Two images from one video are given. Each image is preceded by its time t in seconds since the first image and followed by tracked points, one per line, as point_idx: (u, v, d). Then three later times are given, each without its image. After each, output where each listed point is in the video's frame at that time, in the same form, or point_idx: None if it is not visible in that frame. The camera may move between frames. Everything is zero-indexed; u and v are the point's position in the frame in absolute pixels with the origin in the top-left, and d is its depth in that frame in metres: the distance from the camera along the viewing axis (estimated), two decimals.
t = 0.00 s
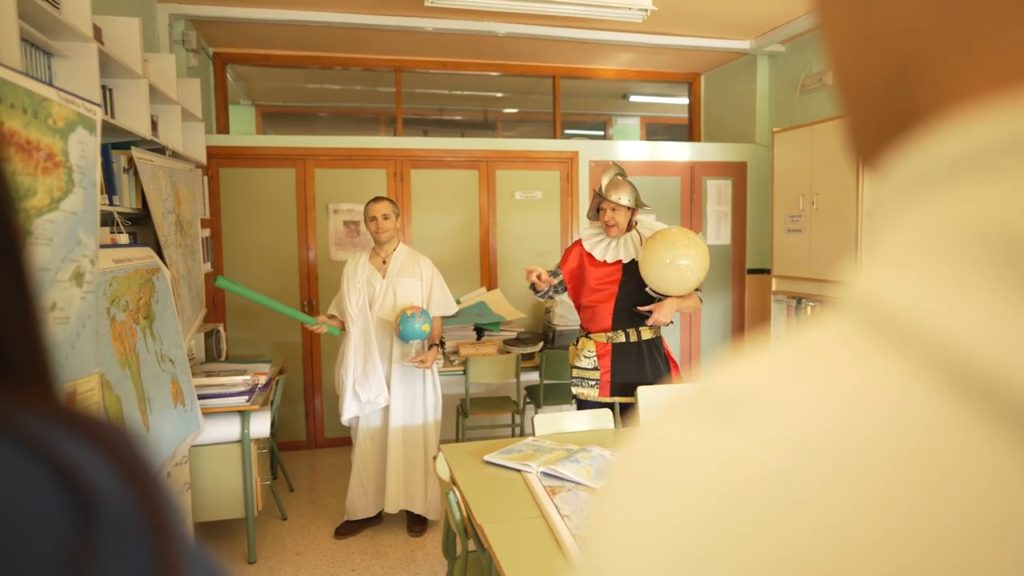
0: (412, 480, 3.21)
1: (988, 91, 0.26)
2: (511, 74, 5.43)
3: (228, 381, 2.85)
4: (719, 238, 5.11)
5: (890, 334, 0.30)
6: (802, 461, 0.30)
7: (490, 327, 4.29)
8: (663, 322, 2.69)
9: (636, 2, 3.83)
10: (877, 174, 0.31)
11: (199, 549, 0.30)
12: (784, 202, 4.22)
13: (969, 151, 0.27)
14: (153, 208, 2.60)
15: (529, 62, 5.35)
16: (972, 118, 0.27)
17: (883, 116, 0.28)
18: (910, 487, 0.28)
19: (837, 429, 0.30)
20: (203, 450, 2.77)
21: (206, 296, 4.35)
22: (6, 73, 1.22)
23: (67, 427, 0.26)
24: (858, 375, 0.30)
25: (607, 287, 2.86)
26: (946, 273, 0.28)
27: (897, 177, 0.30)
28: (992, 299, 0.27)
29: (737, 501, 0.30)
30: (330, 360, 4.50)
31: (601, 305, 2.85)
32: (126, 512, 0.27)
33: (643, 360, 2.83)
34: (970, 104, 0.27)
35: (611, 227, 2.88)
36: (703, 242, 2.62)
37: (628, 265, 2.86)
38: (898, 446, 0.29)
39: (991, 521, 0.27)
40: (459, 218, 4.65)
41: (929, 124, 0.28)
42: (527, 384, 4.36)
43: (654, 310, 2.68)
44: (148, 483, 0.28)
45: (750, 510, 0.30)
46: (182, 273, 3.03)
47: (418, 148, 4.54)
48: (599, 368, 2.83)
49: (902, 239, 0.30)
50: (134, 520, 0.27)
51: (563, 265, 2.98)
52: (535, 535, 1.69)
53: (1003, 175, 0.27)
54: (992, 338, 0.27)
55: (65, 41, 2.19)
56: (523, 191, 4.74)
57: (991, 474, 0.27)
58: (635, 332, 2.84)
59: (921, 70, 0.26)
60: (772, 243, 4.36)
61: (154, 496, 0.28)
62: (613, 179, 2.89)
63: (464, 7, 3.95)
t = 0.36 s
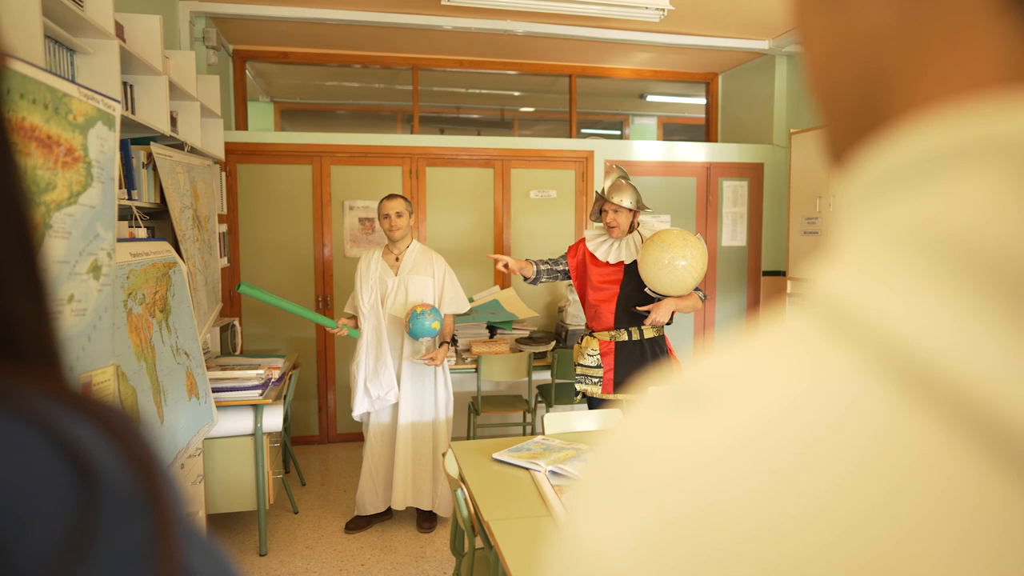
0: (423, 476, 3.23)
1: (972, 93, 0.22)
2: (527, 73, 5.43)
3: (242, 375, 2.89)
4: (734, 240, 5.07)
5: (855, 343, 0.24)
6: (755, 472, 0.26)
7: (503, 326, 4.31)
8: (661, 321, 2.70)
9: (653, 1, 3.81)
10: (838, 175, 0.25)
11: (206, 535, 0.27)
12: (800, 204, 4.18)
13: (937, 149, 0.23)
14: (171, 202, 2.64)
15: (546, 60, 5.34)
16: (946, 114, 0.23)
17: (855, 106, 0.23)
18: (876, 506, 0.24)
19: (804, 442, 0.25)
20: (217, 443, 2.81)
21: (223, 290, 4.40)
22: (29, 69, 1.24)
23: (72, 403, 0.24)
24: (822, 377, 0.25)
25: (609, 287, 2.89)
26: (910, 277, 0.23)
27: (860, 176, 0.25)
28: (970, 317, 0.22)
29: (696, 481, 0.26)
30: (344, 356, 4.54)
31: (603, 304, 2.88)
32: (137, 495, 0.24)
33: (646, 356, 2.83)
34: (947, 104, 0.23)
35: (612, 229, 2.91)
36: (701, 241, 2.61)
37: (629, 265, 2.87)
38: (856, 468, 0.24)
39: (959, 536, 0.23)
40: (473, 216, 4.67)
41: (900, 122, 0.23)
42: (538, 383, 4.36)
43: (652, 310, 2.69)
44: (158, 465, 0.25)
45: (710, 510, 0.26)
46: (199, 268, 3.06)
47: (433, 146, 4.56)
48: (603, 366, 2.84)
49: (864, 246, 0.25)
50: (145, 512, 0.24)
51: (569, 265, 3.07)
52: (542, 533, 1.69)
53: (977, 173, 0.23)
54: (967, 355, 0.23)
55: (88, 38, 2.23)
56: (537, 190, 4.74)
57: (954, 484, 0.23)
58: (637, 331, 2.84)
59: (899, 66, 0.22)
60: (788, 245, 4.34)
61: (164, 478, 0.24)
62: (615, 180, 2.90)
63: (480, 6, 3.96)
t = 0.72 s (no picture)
0: (439, 476, 3.25)
1: (969, 93, 0.26)
2: (546, 73, 5.43)
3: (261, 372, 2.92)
4: (755, 241, 5.03)
5: (853, 338, 0.29)
6: (767, 462, 0.30)
7: (520, 326, 4.31)
8: (682, 323, 2.68)
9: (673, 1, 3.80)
10: (843, 171, 0.30)
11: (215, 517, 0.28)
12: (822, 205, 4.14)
13: (932, 148, 0.27)
14: (193, 202, 2.67)
15: (566, 61, 5.35)
16: (935, 124, 0.27)
17: (860, 105, 0.28)
18: (875, 488, 0.28)
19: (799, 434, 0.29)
20: (237, 439, 2.84)
21: (243, 288, 4.45)
22: (57, 71, 1.26)
23: (87, 389, 0.26)
24: (824, 378, 0.29)
25: (628, 287, 2.87)
26: (910, 275, 0.27)
27: (863, 174, 0.29)
28: (959, 303, 0.26)
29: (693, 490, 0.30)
30: (362, 355, 4.56)
31: (622, 305, 2.87)
32: (148, 478, 0.25)
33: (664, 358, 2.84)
34: (946, 102, 0.27)
35: (629, 233, 2.93)
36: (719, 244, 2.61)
37: (648, 268, 2.87)
38: (857, 445, 0.29)
39: (959, 540, 0.27)
40: (491, 216, 4.67)
41: (901, 121, 0.28)
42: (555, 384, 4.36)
43: (673, 311, 2.68)
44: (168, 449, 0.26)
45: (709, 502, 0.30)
46: (220, 266, 3.10)
47: (452, 146, 4.57)
48: (620, 365, 2.83)
49: (867, 241, 0.29)
50: (156, 497, 0.25)
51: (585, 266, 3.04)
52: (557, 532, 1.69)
53: (973, 174, 0.26)
54: (962, 354, 0.26)
55: (114, 40, 2.27)
56: (555, 190, 4.74)
57: (955, 485, 0.27)
58: (656, 332, 2.84)
59: (903, 66, 0.27)
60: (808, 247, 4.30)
61: (175, 462, 0.26)
62: (630, 185, 2.91)
63: (500, 7, 3.97)
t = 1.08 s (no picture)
0: (453, 475, 3.26)
1: (975, 88, 0.28)
2: (563, 73, 5.43)
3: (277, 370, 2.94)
4: (772, 242, 5.00)
5: (851, 336, 0.29)
6: (767, 467, 0.30)
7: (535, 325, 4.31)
8: (700, 320, 2.69)
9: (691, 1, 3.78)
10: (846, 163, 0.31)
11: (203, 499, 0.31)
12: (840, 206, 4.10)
13: (928, 145, 0.28)
14: (211, 200, 2.70)
15: (583, 61, 5.34)
16: (936, 116, 0.28)
17: (859, 102, 0.29)
18: (875, 486, 0.29)
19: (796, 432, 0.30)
20: (252, 435, 2.87)
21: (261, 286, 4.50)
22: (79, 71, 1.29)
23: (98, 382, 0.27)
24: (824, 378, 0.30)
25: (647, 286, 2.87)
26: (909, 267, 0.28)
27: (864, 168, 0.30)
28: (955, 301, 0.27)
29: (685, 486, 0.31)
30: (377, 354, 4.59)
31: (640, 304, 2.87)
32: (152, 469, 0.28)
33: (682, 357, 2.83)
34: (943, 98, 0.28)
35: (648, 233, 2.89)
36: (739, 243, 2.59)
37: (666, 267, 2.86)
38: (865, 447, 0.29)
39: (958, 540, 0.27)
40: (507, 216, 4.68)
41: (899, 118, 0.29)
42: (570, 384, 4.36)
43: (691, 308, 2.68)
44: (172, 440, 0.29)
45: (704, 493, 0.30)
46: (238, 264, 3.14)
47: (468, 146, 4.58)
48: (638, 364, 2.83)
49: (864, 237, 0.30)
50: (159, 487, 0.28)
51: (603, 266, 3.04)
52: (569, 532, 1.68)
53: (969, 171, 0.27)
54: (953, 349, 0.27)
55: (136, 42, 2.30)
56: (571, 190, 4.74)
57: (956, 485, 0.28)
58: (674, 331, 2.84)
59: (900, 65, 0.28)
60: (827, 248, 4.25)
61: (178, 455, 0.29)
62: (649, 185, 2.88)
63: (517, 7, 3.98)
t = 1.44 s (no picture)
0: (455, 474, 3.25)
1: (974, 88, 0.27)
2: (566, 72, 5.42)
3: (281, 368, 2.94)
4: (775, 241, 4.98)
5: (851, 338, 0.29)
6: (767, 466, 0.30)
7: (538, 325, 4.31)
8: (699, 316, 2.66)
9: None
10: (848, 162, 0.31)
11: (201, 491, 0.31)
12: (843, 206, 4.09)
13: (929, 143, 0.28)
14: (215, 199, 2.71)
15: (586, 60, 5.33)
16: (936, 113, 0.28)
17: (856, 106, 0.30)
18: (874, 486, 0.28)
19: (796, 430, 0.30)
20: (255, 434, 2.88)
21: (263, 286, 4.50)
22: (82, 71, 1.29)
23: (89, 382, 0.28)
24: (825, 379, 0.29)
25: (648, 285, 2.87)
26: (909, 271, 0.28)
27: (860, 166, 0.30)
28: (956, 303, 0.27)
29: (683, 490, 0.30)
30: (380, 353, 4.60)
31: (642, 302, 2.86)
32: (142, 464, 0.28)
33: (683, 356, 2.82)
34: (943, 96, 0.28)
35: (652, 231, 2.89)
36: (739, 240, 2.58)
37: (667, 265, 2.86)
38: (870, 446, 0.29)
39: (958, 540, 0.27)
40: (510, 215, 4.68)
41: (894, 116, 0.29)
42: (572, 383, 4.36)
43: (690, 305, 2.67)
44: (162, 441, 0.29)
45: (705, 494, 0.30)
46: (240, 263, 3.14)
47: (471, 145, 4.58)
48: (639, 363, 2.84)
49: (865, 238, 0.29)
50: (147, 479, 0.28)
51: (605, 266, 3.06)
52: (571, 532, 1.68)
53: (970, 171, 0.27)
54: (951, 345, 0.27)
55: (139, 41, 2.31)
56: (575, 190, 4.74)
57: (957, 486, 0.27)
58: (674, 330, 2.83)
59: (893, 64, 0.28)
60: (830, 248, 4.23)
61: (167, 450, 0.29)
62: (652, 183, 2.87)
63: (520, 6, 3.98)
